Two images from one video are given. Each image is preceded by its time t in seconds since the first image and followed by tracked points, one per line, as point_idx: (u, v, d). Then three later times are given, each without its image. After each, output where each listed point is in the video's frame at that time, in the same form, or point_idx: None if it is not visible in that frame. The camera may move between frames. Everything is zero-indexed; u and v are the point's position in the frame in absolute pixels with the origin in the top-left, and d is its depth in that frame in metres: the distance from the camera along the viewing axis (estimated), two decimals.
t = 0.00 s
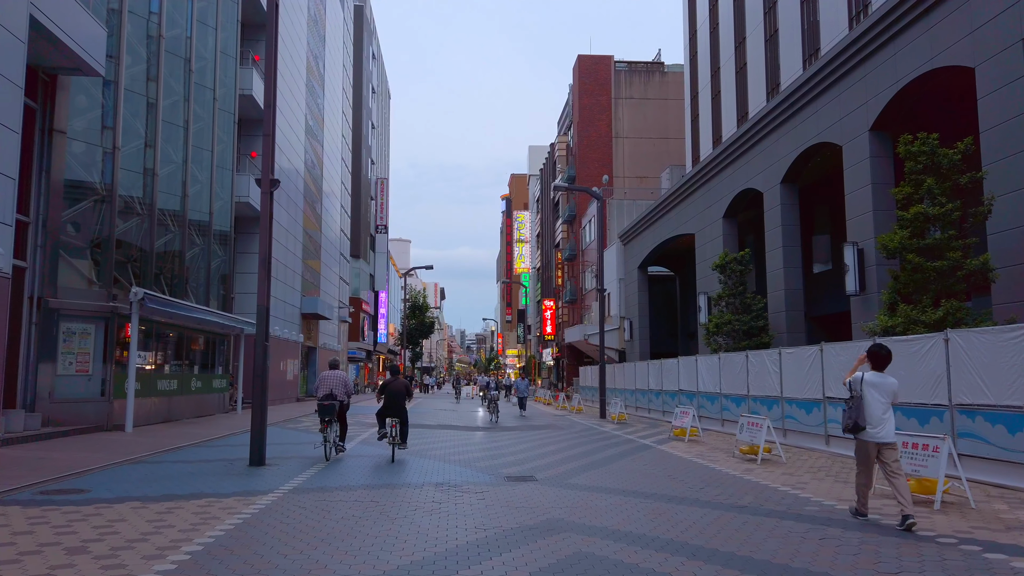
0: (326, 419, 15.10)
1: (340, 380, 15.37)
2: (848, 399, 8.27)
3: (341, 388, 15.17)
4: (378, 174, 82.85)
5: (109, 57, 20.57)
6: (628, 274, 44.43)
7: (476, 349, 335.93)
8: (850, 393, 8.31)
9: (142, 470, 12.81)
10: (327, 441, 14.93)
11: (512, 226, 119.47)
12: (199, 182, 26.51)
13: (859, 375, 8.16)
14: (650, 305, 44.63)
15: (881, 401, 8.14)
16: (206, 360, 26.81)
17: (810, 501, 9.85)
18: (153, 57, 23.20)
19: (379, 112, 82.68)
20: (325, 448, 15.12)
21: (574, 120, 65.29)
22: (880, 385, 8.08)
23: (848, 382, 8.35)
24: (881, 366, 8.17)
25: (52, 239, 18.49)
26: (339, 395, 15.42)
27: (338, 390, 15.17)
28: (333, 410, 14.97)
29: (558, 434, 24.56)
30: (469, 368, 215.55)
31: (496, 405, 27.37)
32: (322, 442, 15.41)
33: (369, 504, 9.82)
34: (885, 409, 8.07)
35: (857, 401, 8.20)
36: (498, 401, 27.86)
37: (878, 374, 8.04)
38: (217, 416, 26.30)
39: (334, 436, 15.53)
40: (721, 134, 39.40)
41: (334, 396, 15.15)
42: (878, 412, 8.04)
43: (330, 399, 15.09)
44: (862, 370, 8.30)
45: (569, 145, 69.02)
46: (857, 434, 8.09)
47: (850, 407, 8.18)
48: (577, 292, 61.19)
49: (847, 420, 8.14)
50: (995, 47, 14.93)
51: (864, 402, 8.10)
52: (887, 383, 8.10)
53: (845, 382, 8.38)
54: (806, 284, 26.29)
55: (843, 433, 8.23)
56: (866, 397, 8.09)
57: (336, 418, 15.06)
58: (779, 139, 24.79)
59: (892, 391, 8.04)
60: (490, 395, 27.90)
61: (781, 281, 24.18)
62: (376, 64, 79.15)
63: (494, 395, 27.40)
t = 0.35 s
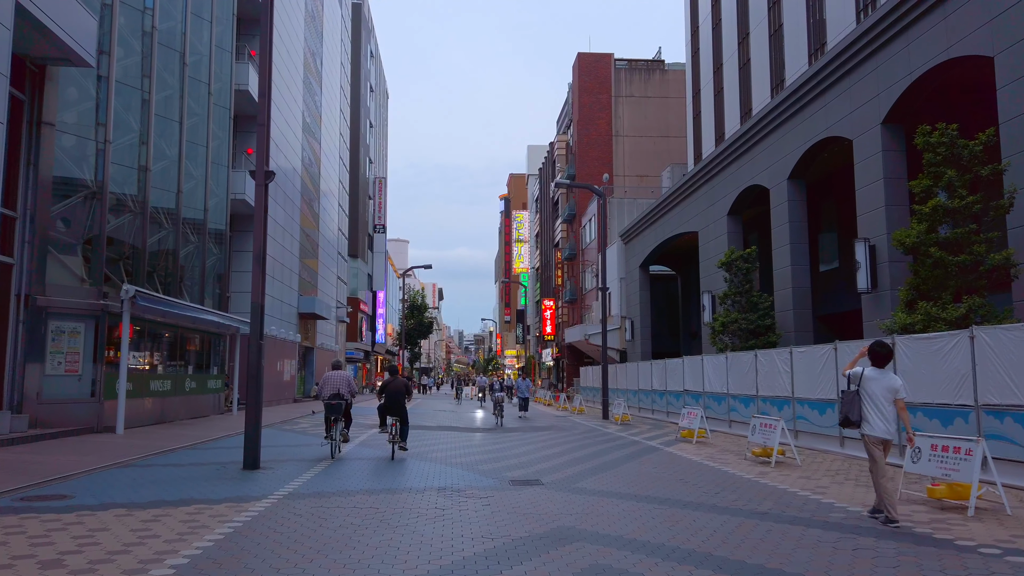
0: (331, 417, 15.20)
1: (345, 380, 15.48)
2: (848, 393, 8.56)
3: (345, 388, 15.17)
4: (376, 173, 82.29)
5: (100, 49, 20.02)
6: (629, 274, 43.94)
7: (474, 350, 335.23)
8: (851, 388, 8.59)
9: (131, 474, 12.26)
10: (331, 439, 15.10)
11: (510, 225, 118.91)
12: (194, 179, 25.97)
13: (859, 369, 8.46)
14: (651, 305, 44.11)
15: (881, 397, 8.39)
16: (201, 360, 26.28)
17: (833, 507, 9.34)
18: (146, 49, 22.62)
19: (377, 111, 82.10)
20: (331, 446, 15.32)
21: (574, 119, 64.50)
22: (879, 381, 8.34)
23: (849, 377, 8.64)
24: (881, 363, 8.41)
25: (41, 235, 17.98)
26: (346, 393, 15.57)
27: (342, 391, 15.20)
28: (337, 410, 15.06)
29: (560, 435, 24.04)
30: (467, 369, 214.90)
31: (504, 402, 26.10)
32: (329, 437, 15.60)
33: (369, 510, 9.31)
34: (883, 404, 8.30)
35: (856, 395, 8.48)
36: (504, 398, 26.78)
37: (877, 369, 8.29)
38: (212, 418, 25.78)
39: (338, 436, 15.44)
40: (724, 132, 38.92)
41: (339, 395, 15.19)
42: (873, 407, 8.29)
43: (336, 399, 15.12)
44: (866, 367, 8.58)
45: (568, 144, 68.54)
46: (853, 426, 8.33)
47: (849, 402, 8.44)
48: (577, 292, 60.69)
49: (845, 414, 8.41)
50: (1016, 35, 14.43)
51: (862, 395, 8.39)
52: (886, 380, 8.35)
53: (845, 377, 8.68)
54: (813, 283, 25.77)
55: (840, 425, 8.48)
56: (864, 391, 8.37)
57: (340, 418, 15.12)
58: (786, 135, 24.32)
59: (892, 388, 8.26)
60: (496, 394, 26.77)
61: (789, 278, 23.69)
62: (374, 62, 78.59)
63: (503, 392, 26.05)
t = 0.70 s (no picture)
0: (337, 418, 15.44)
1: (350, 381, 15.70)
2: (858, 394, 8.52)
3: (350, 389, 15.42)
4: (375, 172, 81.73)
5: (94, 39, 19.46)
6: (632, 273, 43.42)
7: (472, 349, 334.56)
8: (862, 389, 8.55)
9: (122, 480, 11.73)
10: (336, 440, 15.25)
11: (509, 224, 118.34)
12: (190, 175, 25.44)
13: (868, 371, 8.43)
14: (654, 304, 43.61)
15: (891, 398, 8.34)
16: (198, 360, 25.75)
17: (862, 515, 8.85)
18: (140, 41, 22.07)
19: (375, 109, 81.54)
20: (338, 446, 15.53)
21: (574, 117, 63.79)
22: (888, 382, 8.30)
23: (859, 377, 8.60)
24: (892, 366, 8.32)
25: (29, 230, 17.43)
26: (352, 395, 15.98)
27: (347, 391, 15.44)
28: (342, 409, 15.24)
29: (564, 436, 23.54)
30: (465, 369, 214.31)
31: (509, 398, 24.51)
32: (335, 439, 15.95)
33: (373, 519, 8.80)
34: (893, 405, 8.22)
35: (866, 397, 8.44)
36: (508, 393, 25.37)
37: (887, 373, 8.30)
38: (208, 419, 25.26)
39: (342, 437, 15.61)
40: (728, 129, 38.43)
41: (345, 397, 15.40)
42: (882, 408, 8.24)
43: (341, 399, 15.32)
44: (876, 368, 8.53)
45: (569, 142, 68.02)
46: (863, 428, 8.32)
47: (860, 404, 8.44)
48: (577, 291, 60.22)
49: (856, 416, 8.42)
50: None
51: (871, 397, 8.35)
52: (894, 381, 8.29)
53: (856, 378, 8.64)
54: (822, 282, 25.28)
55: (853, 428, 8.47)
56: (873, 393, 8.33)
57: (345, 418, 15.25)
58: (794, 130, 23.82)
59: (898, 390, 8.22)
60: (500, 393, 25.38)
61: (798, 277, 23.19)
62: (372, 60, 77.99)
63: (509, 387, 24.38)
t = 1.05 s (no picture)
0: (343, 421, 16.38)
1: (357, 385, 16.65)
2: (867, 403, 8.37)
3: (357, 390, 16.36)
4: (374, 172, 81.14)
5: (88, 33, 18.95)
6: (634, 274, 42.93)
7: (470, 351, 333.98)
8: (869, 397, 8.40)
9: (114, 489, 11.22)
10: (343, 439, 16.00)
11: (508, 225, 117.98)
12: (187, 173, 24.92)
13: (878, 379, 8.29)
14: (657, 306, 43.14)
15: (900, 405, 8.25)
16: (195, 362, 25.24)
17: (897, 530, 8.34)
18: (136, 35, 21.52)
19: (374, 110, 81.00)
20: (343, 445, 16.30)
21: (575, 117, 63.27)
22: (900, 391, 8.18)
23: (868, 386, 8.42)
24: (903, 373, 8.27)
25: (20, 228, 16.89)
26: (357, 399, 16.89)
27: (353, 393, 16.26)
28: (348, 410, 16.09)
29: (568, 441, 23.03)
30: (464, 370, 213.83)
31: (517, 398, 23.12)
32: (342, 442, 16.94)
33: (379, 535, 8.31)
34: (905, 415, 8.12)
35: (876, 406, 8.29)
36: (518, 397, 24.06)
37: (900, 379, 8.21)
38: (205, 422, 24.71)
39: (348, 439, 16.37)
40: (732, 128, 37.95)
41: (352, 398, 16.27)
42: (895, 417, 8.11)
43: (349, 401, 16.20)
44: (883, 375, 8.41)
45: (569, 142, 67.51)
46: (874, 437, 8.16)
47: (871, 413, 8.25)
48: (579, 292, 59.77)
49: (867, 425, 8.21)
50: None
51: (882, 406, 8.21)
52: (905, 389, 8.19)
53: (866, 387, 8.43)
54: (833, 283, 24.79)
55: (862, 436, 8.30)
56: (884, 402, 8.19)
57: (351, 419, 16.02)
58: (805, 128, 23.35)
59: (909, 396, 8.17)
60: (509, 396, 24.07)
61: (809, 278, 22.71)
62: (372, 60, 77.37)
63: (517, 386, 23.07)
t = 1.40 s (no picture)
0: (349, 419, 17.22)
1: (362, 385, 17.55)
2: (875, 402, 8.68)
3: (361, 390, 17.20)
4: (372, 171, 80.55)
5: (81, 22, 18.43)
6: (637, 273, 42.42)
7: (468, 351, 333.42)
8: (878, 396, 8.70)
9: (104, 494, 10.68)
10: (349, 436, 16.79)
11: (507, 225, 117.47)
12: (183, 169, 24.40)
13: (882, 378, 8.60)
14: (659, 305, 42.69)
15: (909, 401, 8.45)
16: (191, 362, 24.70)
17: (936, 538, 7.85)
18: (131, 26, 20.99)
19: (373, 108, 80.43)
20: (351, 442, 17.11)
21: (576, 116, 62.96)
22: (904, 386, 8.42)
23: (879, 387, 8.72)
24: (907, 371, 8.51)
25: (10, 223, 16.45)
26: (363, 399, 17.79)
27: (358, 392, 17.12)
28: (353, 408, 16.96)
29: (573, 442, 22.52)
30: (462, 371, 213.28)
31: (527, 402, 22.10)
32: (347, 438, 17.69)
33: (386, 542, 7.82)
34: (912, 408, 8.34)
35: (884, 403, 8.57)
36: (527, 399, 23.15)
37: (903, 376, 8.48)
38: (202, 423, 24.17)
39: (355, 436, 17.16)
40: (737, 125, 37.45)
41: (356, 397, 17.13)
42: (901, 411, 8.34)
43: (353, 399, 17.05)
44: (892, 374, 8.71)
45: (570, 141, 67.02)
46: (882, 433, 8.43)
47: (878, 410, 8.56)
48: (580, 292, 59.34)
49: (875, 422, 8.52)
50: None
51: (888, 402, 8.48)
52: (911, 383, 8.40)
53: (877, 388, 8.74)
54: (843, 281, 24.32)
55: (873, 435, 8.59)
56: (889, 398, 8.46)
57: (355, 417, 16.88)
58: (815, 123, 22.89)
59: (914, 392, 8.39)
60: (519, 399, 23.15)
61: (819, 275, 22.22)
62: (370, 58, 76.79)
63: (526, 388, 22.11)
